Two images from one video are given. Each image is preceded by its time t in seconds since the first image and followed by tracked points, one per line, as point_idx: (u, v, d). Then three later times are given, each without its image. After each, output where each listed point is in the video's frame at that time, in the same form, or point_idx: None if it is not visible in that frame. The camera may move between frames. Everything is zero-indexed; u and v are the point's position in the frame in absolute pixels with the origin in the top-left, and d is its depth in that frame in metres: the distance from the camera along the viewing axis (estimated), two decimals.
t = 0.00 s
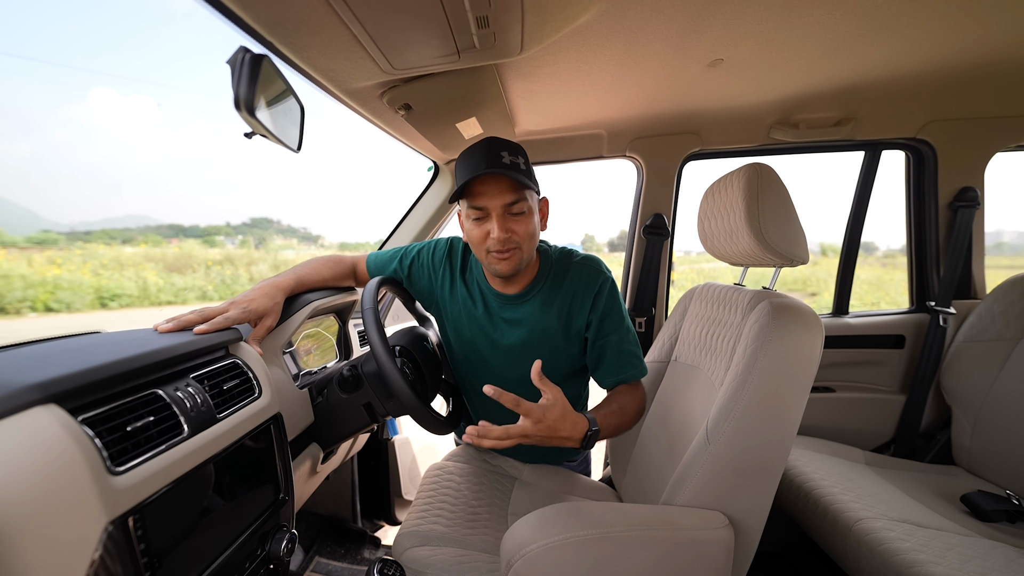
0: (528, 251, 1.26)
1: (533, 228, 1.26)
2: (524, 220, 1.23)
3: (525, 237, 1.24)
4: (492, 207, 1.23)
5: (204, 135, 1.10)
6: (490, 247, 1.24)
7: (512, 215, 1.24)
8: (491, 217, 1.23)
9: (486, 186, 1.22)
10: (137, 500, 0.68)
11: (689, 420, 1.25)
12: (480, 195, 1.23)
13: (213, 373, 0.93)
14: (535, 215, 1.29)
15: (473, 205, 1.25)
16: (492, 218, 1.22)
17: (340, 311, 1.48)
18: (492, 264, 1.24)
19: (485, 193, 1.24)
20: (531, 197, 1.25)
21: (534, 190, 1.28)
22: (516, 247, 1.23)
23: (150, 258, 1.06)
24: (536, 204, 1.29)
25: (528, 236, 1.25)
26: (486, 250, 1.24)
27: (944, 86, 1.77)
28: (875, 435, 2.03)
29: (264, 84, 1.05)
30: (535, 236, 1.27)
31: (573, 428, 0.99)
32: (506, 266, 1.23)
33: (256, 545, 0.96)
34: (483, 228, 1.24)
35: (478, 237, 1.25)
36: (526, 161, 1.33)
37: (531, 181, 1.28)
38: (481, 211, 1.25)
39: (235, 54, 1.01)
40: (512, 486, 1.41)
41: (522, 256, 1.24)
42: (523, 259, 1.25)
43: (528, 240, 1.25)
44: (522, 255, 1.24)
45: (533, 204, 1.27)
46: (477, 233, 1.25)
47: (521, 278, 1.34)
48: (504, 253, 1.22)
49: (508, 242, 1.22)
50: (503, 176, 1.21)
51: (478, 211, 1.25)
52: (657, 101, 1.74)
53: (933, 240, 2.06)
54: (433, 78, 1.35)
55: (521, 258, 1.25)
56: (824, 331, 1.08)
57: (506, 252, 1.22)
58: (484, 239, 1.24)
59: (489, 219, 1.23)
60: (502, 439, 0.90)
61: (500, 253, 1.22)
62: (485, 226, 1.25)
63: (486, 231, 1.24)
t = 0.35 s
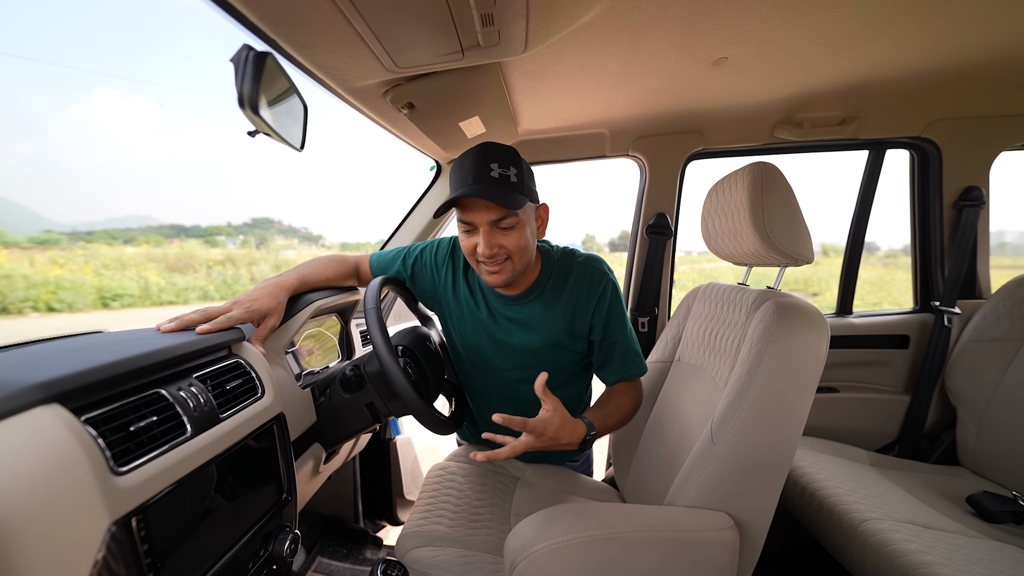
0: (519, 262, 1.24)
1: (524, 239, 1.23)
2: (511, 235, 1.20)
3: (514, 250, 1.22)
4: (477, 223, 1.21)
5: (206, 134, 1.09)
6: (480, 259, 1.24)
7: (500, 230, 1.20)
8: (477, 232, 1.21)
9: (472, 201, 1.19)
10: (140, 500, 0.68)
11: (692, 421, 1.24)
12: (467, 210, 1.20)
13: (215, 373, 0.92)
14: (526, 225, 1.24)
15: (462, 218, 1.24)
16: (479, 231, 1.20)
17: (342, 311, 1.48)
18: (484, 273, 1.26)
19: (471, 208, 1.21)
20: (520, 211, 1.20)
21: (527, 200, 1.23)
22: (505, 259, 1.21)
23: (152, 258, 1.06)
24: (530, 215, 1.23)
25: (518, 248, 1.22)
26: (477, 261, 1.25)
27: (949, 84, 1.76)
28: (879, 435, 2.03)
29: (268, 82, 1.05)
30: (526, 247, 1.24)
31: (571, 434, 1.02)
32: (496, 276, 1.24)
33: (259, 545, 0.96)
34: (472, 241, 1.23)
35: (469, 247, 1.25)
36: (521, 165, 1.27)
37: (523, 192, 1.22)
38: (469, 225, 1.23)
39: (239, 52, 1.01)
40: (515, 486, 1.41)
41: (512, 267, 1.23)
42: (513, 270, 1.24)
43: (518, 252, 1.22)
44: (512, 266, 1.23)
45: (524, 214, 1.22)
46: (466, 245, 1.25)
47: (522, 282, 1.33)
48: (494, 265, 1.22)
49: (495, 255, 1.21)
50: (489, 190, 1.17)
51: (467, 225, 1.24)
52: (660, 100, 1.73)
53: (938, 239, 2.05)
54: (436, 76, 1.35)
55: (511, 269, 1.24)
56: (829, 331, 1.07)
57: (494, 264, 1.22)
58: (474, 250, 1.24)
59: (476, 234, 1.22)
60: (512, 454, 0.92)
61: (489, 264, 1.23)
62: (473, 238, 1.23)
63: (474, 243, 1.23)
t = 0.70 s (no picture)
0: (519, 266, 1.25)
1: (524, 244, 1.23)
2: (513, 240, 1.20)
3: (515, 255, 1.22)
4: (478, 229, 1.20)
5: (208, 133, 1.09)
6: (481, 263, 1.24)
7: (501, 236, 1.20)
8: (478, 238, 1.20)
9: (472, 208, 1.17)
10: (143, 501, 0.68)
11: (696, 421, 1.24)
12: (466, 219, 1.18)
13: (218, 373, 0.92)
14: (526, 228, 1.24)
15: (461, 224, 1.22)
16: (480, 238, 1.19)
17: (344, 311, 1.47)
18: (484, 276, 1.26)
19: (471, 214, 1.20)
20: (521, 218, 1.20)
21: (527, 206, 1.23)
22: (506, 264, 1.22)
23: (154, 258, 1.06)
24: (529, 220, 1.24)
25: (518, 253, 1.22)
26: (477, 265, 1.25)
27: (955, 83, 1.75)
28: (883, 436, 2.02)
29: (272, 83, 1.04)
30: (526, 252, 1.24)
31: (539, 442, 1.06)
32: (497, 280, 1.25)
33: (262, 546, 0.95)
34: (472, 246, 1.22)
35: (469, 251, 1.24)
36: (519, 169, 1.26)
37: (522, 199, 1.22)
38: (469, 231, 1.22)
39: (243, 51, 1.00)
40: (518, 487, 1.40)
41: (513, 271, 1.24)
42: (512, 274, 1.25)
43: (518, 257, 1.23)
44: (512, 271, 1.24)
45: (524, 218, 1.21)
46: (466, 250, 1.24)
47: (520, 282, 1.33)
48: (495, 269, 1.22)
49: (497, 261, 1.21)
50: (491, 198, 1.16)
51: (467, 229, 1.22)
52: (663, 99, 1.73)
53: (942, 239, 2.04)
54: (439, 76, 1.34)
55: (511, 273, 1.24)
56: (834, 332, 1.06)
57: (495, 270, 1.23)
58: (474, 255, 1.24)
59: (476, 240, 1.21)
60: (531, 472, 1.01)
61: (490, 268, 1.23)
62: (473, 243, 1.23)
63: (475, 249, 1.22)
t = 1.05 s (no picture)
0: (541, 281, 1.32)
1: (549, 263, 1.29)
2: (541, 262, 1.26)
3: (540, 273, 1.29)
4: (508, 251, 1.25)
5: (209, 133, 1.08)
6: (507, 278, 1.30)
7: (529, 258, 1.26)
8: (508, 260, 1.25)
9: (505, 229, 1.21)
10: (145, 502, 0.67)
11: (699, 422, 1.23)
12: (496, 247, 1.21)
13: (219, 373, 0.92)
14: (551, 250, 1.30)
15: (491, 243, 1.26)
16: (509, 259, 1.24)
17: (347, 311, 1.46)
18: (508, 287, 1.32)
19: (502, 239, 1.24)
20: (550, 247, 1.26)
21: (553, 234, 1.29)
22: (531, 281, 1.29)
23: (155, 258, 1.05)
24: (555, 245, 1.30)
25: (543, 271, 1.29)
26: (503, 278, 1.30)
27: (960, 82, 1.74)
28: (887, 437, 2.01)
29: (274, 81, 1.04)
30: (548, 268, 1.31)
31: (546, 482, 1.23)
32: (519, 290, 1.32)
33: (263, 547, 0.95)
34: (500, 264, 1.27)
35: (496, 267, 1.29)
36: (544, 194, 1.30)
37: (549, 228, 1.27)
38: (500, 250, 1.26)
39: (244, 48, 0.99)
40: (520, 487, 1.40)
41: (535, 286, 1.31)
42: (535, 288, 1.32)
43: (542, 275, 1.30)
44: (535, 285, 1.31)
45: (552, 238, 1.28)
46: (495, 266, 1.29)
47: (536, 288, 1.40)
48: (521, 284, 1.29)
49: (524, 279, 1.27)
50: (523, 231, 1.21)
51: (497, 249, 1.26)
52: (665, 98, 1.72)
53: (946, 239, 2.03)
54: (441, 74, 1.34)
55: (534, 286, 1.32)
56: (839, 332, 1.06)
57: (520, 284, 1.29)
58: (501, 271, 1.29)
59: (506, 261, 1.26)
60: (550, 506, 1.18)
61: (515, 283, 1.29)
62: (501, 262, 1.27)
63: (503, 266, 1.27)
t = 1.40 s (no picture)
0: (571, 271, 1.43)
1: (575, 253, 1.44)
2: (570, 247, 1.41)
3: (570, 260, 1.42)
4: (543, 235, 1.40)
5: (210, 132, 1.08)
6: (540, 268, 1.40)
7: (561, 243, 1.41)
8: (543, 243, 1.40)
9: (540, 218, 1.40)
10: (144, 501, 0.67)
11: (699, 422, 1.23)
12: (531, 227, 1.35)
13: (219, 372, 0.92)
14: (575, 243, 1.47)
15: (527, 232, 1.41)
16: (544, 242, 1.39)
17: (347, 310, 1.47)
18: (543, 280, 1.41)
19: (538, 224, 1.41)
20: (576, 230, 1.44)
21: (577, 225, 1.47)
22: (564, 267, 1.40)
23: (157, 258, 1.06)
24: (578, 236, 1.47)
25: (572, 258, 1.42)
26: (538, 269, 1.40)
27: (962, 81, 1.73)
28: (889, 437, 2.00)
29: (273, 80, 1.04)
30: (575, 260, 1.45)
31: (551, 480, 1.24)
32: (553, 281, 1.40)
33: (263, 546, 0.95)
34: (535, 251, 1.40)
35: (532, 258, 1.41)
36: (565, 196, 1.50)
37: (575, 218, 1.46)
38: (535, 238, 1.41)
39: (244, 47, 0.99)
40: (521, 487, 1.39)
41: (567, 275, 1.42)
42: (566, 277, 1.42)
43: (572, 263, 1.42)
44: (566, 274, 1.41)
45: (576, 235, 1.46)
46: (530, 255, 1.41)
47: (561, 294, 1.51)
48: (553, 271, 1.39)
49: (558, 263, 1.39)
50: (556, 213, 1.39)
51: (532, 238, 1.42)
52: (666, 97, 1.72)
53: (948, 239, 2.03)
54: (442, 73, 1.34)
55: (565, 276, 1.42)
56: (840, 331, 1.05)
57: (554, 272, 1.40)
58: (536, 261, 1.40)
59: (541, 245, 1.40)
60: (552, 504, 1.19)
61: (550, 271, 1.39)
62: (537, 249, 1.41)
63: (538, 253, 1.40)
